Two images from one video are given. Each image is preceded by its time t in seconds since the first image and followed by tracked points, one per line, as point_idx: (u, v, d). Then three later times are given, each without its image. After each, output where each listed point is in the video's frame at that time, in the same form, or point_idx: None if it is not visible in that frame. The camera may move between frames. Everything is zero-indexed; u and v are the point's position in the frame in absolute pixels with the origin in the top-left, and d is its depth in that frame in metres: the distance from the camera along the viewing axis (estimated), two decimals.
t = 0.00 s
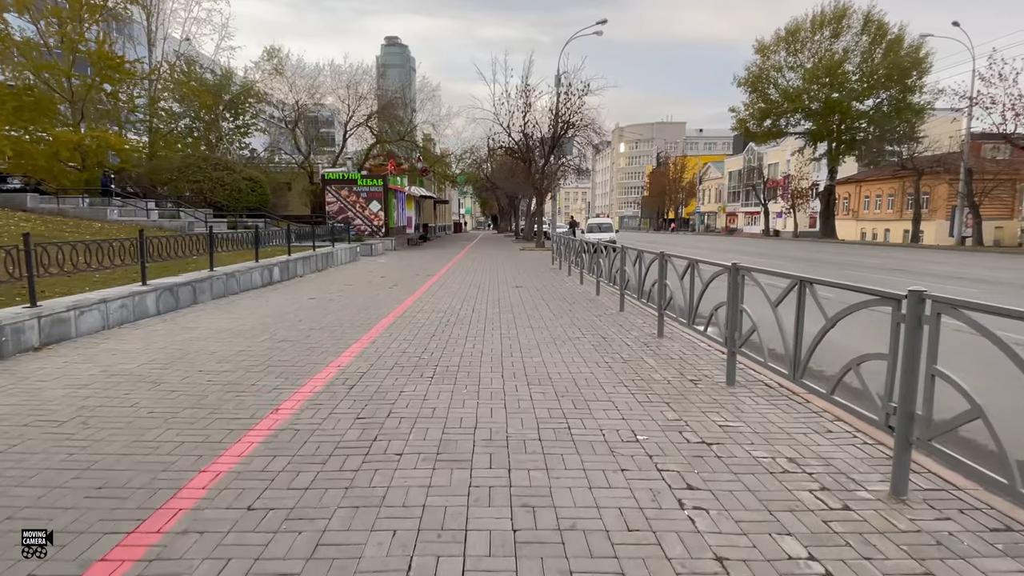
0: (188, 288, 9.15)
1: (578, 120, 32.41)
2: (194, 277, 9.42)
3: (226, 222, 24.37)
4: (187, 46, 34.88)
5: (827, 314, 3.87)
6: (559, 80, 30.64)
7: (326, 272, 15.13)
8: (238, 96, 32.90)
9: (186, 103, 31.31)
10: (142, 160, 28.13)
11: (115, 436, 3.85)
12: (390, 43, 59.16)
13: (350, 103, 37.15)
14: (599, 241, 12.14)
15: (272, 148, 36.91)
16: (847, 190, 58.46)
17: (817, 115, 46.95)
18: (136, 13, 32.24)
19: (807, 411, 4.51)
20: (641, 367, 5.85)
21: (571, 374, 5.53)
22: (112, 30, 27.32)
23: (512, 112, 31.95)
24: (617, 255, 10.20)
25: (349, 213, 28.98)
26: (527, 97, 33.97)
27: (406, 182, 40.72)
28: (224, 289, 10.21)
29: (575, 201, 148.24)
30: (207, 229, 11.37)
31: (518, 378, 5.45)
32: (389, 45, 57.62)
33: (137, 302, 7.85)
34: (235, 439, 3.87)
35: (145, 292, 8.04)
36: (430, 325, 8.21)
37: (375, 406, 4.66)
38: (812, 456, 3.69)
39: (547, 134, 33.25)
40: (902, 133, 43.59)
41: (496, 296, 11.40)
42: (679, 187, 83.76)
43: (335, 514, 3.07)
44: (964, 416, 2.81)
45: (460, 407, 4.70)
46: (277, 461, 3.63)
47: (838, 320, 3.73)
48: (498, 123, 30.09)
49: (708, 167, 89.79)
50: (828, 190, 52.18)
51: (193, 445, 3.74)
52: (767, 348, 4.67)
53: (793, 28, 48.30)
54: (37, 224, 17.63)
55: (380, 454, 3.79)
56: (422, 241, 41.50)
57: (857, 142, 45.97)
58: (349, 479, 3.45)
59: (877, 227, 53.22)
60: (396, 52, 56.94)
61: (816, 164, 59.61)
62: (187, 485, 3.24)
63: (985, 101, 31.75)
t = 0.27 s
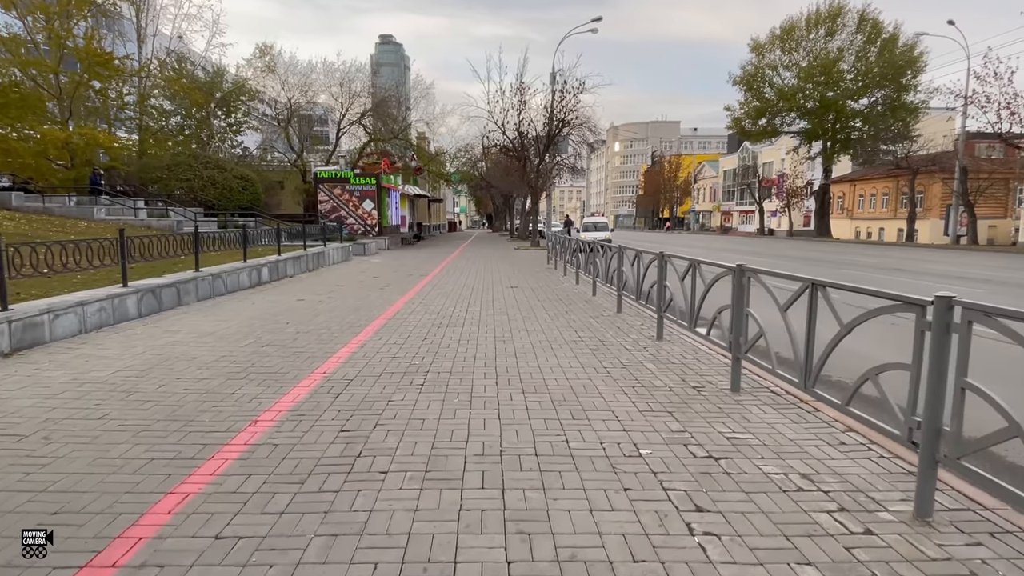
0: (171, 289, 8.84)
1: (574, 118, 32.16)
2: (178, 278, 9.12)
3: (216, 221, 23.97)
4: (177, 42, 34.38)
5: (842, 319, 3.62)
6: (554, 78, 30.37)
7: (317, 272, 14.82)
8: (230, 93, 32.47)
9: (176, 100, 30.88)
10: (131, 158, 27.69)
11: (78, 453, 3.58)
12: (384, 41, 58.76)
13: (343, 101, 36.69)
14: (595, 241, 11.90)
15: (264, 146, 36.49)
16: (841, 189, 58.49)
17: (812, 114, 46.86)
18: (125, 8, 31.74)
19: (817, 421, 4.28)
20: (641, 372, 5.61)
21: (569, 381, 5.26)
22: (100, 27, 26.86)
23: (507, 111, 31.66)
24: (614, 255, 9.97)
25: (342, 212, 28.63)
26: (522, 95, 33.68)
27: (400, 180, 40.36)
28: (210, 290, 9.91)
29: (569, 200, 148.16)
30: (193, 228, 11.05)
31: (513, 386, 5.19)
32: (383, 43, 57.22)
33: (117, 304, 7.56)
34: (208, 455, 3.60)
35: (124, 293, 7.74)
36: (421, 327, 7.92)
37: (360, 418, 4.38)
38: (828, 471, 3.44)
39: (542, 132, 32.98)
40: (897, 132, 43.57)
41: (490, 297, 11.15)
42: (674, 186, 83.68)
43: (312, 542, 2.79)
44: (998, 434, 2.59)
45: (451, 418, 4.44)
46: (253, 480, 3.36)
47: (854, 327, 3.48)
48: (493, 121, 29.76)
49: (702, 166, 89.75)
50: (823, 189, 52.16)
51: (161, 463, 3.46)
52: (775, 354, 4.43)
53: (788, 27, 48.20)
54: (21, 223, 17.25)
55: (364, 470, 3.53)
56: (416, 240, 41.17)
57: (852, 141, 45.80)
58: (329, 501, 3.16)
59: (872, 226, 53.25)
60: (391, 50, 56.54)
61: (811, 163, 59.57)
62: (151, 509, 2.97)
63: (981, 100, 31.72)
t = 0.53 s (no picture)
0: (156, 290, 8.54)
1: (570, 116, 31.88)
2: (163, 279, 8.81)
3: (207, 220, 23.64)
4: (169, 39, 33.93)
5: (865, 324, 3.35)
6: (550, 75, 30.06)
7: (310, 272, 14.52)
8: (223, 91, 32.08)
9: (168, 97, 30.51)
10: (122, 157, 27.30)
11: (40, 470, 3.29)
12: (380, 39, 58.42)
13: (338, 98, 36.11)
14: (594, 239, 11.63)
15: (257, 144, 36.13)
16: (838, 187, 58.46)
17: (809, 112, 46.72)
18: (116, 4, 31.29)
19: (835, 432, 4.00)
20: (646, 377, 5.33)
21: (571, 385, 4.95)
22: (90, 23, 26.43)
23: (503, 109, 31.36)
24: (613, 254, 9.71)
25: (336, 211, 28.31)
26: (518, 92, 33.38)
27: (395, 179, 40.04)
28: (197, 291, 9.61)
29: (565, 198, 148.04)
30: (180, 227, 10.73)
31: (515, 391, 4.74)
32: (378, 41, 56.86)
33: (99, 306, 7.26)
34: (181, 473, 3.29)
35: (106, 295, 7.43)
36: (416, 327, 7.60)
37: (346, 429, 3.90)
38: (855, 489, 3.17)
39: (538, 130, 32.69)
40: (893, 130, 43.49)
41: (487, 297, 10.88)
42: (670, 185, 83.59)
43: None
44: None
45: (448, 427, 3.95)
46: (227, 503, 2.97)
47: (879, 332, 3.22)
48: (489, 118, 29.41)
49: (698, 164, 89.63)
50: (820, 188, 52.07)
51: (129, 482, 3.17)
52: (790, 360, 4.15)
53: (785, 24, 48.01)
54: (8, 221, 16.92)
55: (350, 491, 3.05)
56: (411, 239, 40.85)
57: (848, 140, 45.37)
58: (310, 526, 2.74)
59: (868, 225, 53.22)
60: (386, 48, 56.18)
61: (807, 161, 59.46)
62: (113, 537, 2.66)
63: (978, 98, 31.60)
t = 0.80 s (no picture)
0: (141, 292, 8.25)
1: (568, 114, 31.63)
2: (150, 281, 8.53)
3: (200, 219, 23.32)
4: (162, 36, 33.51)
5: (892, 336, 3.14)
6: (548, 73, 29.79)
7: (304, 273, 14.25)
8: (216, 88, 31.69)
9: (161, 95, 30.14)
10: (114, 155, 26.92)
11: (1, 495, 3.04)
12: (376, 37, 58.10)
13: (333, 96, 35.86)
14: (593, 239, 11.39)
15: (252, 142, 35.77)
16: (835, 186, 58.38)
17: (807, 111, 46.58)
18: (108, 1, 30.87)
19: (855, 448, 3.77)
20: (651, 385, 5.08)
21: (573, 395, 4.69)
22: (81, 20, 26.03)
23: (500, 107, 31.09)
24: (613, 255, 9.47)
25: (331, 210, 28.03)
26: (515, 91, 33.12)
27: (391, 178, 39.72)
28: (185, 293, 9.33)
29: (562, 197, 147.81)
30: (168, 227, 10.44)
31: (513, 401, 4.53)
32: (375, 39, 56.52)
33: (81, 310, 6.99)
34: (153, 498, 3.03)
35: (88, 298, 7.15)
36: (410, 331, 7.33)
37: (335, 445, 3.64)
38: (882, 514, 2.94)
39: (536, 129, 32.44)
40: (891, 129, 43.37)
41: (483, 299, 10.62)
42: (667, 184, 83.43)
43: None
44: None
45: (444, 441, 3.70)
46: (201, 534, 2.71)
47: (909, 343, 3.01)
48: (485, 117, 29.12)
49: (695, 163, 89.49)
50: (817, 187, 51.95)
51: (95, 509, 2.92)
52: (805, 370, 3.92)
53: (783, 23, 47.82)
54: None
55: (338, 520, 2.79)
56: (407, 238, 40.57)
57: (846, 139, 45.23)
58: (290, 562, 2.48)
59: (865, 224, 53.15)
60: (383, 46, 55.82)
61: (805, 160, 59.34)
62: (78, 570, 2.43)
63: (977, 97, 31.48)
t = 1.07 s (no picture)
0: (125, 292, 7.98)
1: (565, 112, 31.38)
2: (134, 280, 8.26)
3: (192, 217, 23.01)
4: (154, 32, 33.11)
5: (922, 341, 2.91)
6: (545, 70, 29.52)
7: (297, 271, 13.97)
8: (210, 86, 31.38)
9: (154, 92, 29.80)
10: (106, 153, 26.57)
11: None
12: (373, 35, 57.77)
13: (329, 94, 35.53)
14: (591, 237, 11.14)
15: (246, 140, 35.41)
16: (832, 185, 58.29)
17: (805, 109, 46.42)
18: None
19: (874, 459, 3.55)
20: (656, 391, 4.84)
21: (575, 402, 4.44)
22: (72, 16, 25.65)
23: (497, 105, 30.84)
24: (612, 254, 9.24)
25: (326, 208, 27.72)
26: (512, 88, 32.85)
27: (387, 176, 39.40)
28: (172, 294, 9.05)
29: (559, 195, 147.78)
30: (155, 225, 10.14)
31: (509, 407, 4.28)
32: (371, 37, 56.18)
33: (60, 311, 6.71)
34: (117, 519, 2.77)
35: (67, 299, 6.87)
36: (403, 332, 7.08)
37: (318, 460, 3.38)
38: (911, 535, 2.71)
39: (533, 127, 32.17)
40: (888, 127, 43.26)
41: (480, 299, 10.36)
42: (664, 183, 83.27)
43: None
44: None
45: (437, 455, 3.43)
46: (167, 560, 2.46)
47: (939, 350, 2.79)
48: (482, 114, 28.88)
49: (692, 162, 89.36)
50: (815, 186, 51.85)
51: (56, 530, 2.68)
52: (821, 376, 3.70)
53: (780, 21, 47.64)
54: None
55: (321, 546, 2.53)
56: (403, 237, 40.26)
57: (843, 138, 45.34)
58: None
59: (862, 223, 53.09)
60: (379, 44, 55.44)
61: (802, 159, 59.23)
62: None
63: (976, 95, 31.34)
